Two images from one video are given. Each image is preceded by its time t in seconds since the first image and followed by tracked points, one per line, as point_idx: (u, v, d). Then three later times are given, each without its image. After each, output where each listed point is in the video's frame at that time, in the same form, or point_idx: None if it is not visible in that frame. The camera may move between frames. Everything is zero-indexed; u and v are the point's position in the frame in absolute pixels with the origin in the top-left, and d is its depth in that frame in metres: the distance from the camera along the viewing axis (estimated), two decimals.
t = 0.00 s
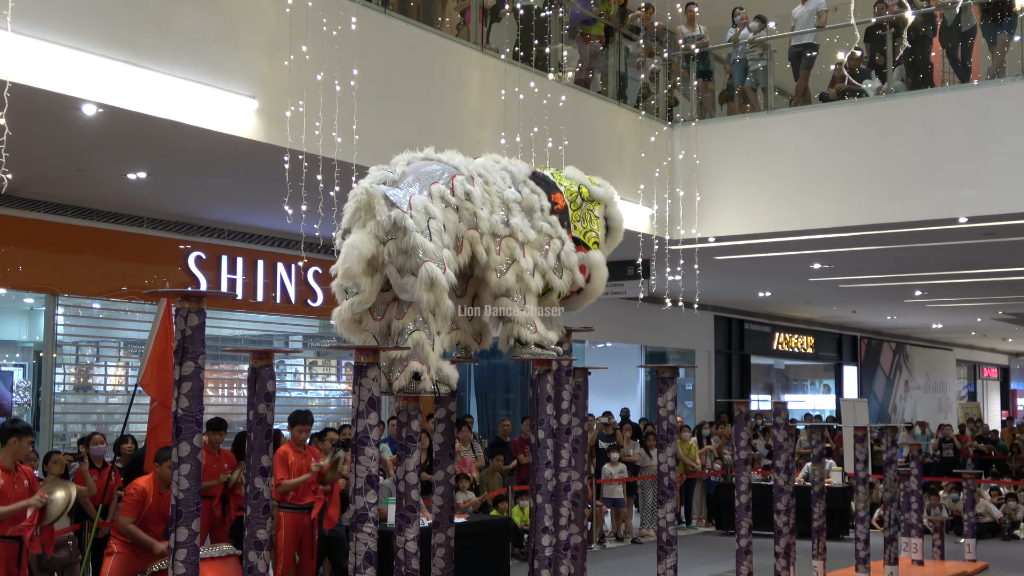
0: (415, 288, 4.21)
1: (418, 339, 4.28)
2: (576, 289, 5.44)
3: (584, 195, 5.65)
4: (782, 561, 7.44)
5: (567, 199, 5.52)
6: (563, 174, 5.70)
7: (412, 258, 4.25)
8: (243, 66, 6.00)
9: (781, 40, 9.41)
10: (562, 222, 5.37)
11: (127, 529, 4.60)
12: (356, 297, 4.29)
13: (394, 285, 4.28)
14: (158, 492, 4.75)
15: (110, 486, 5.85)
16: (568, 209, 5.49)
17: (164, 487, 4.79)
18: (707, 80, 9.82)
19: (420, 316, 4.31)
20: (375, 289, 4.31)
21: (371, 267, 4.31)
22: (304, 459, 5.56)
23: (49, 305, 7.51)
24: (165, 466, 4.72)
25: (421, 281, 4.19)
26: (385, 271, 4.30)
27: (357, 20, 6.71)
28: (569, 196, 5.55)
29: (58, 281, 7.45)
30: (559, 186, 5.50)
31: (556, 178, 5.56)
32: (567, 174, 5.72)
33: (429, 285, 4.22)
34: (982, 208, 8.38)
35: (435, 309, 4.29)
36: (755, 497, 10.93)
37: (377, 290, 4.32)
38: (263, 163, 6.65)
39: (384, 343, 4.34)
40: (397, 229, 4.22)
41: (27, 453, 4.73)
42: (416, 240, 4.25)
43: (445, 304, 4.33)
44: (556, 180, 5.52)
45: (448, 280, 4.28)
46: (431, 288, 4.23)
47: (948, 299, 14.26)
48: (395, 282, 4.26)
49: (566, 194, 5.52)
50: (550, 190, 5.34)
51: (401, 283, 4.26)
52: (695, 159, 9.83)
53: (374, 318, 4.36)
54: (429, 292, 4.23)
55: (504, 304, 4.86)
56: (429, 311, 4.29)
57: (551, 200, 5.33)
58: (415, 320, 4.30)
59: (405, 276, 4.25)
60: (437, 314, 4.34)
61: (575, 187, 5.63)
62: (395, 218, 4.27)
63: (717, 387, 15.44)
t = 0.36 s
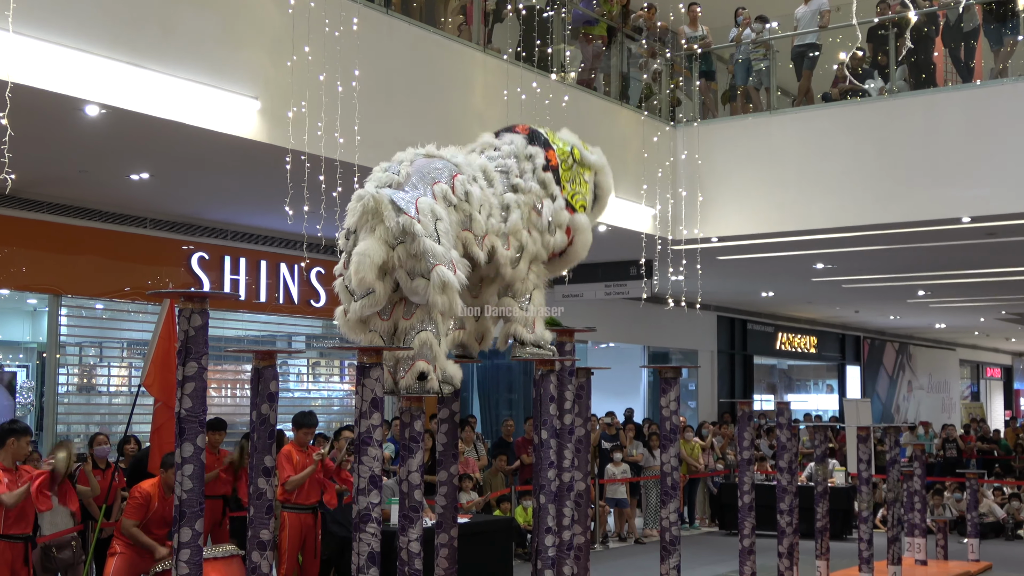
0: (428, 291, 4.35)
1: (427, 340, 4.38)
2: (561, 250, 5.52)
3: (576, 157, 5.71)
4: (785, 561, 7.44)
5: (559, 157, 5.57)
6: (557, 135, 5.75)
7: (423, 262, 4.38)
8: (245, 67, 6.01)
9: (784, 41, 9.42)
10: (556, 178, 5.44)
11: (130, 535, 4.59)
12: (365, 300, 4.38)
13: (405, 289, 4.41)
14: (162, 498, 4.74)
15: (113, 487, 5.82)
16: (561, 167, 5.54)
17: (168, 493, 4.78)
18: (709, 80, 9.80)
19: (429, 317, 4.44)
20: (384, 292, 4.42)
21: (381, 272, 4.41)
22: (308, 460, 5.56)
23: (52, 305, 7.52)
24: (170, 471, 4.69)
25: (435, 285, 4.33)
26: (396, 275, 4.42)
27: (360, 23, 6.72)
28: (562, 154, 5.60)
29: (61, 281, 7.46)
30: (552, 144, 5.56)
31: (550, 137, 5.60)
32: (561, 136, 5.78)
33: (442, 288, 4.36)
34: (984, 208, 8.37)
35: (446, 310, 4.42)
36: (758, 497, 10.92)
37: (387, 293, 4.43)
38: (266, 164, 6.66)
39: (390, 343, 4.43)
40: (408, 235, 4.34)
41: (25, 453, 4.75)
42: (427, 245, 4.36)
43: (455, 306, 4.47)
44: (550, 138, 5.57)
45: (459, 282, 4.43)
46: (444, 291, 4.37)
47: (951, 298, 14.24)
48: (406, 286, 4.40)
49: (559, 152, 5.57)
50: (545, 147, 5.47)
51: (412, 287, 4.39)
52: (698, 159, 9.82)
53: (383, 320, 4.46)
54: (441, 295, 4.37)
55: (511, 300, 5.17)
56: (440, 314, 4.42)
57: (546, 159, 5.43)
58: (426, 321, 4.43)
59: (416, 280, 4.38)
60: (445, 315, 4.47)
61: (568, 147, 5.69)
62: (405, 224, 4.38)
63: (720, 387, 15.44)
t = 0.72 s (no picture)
0: (427, 288, 4.33)
1: (428, 339, 4.36)
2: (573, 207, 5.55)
3: (558, 115, 5.53)
4: (789, 561, 7.42)
5: (542, 126, 5.42)
6: (532, 97, 5.53)
7: (423, 260, 4.36)
8: (250, 67, 6.02)
9: (788, 40, 9.42)
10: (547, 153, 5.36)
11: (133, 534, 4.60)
12: (367, 296, 4.43)
13: (407, 287, 4.41)
14: (166, 498, 4.76)
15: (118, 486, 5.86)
16: (546, 136, 5.41)
17: (171, 493, 4.80)
18: (713, 80, 9.80)
19: (432, 317, 4.41)
20: (387, 289, 4.45)
21: (383, 270, 4.43)
22: (313, 459, 5.55)
23: (57, 305, 7.52)
24: (173, 472, 4.70)
25: (433, 283, 4.31)
26: (398, 273, 4.42)
27: (363, 23, 6.72)
28: (543, 121, 5.44)
29: (66, 280, 7.47)
30: (530, 116, 5.41)
31: (526, 107, 5.43)
32: (536, 96, 5.56)
33: (440, 287, 4.33)
34: (988, 207, 8.36)
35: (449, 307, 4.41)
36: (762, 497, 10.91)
37: (390, 290, 4.46)
38: (270, 163, 6.66)
39: (393, 342, 4.46)
40: (407, 233, 4.33)
41: (29, 453, 4.79)
42: (426, 243, 4.34)
43: (456, 305, 4.43)
44: (526, 111, 5.41)
45: (458, 282, 4.39)
46: (442, 290, 4.35)
47: (956, 298, 14.22)
48: (407, 284, 4.39)
49: (540, 121, 5.42)
50: (523, 123, 5.35)
51: (413, 285, 4.38)
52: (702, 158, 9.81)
53: (387, 319, 4.49)
54: (440, 294, 4.35)
55: (515, 299, 5.06)
56: (441, 313, 4.39)
57: (528, 134, 5.33)
58: (427, 319, 4.41)
59: (417, 278, 4.37)
60: (448, 315, 4.45)
61: (547, 109, 5.50)
62: (407, 222, 4.36)
63: (724, 386, 15.43)
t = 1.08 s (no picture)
0: (437, 287, 4.33)
1: (434, 339, 4.38)
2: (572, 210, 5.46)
3: (560, 113, 5.49)
4: (793, 561, 7.42)
5: (543, 123, 5.39)
6: (535, 96, 5.52)
7: (433, 259, 4.37)
8: (253, 68, 6.02)
9: (791, 40, 9.41)
10: (547, 152, 5.28)
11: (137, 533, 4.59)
12: (375, 296, 4.39)
13: (415, 287, 4.40)
14: (167, 495, 4.76)
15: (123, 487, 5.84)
16: (548, 133, 5.38)
17: (173, 490, 4.81)
18: (717, 80, 9.80)
19: (438, 317, 4.43)
20: (394, 289, 4.41)
21: (392, 269, 4.41)
22: (316, 459, 5.56)
23: (61, 305, 7.54)
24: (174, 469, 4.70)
25: (443, 282, 4.31)
26: (406, 272, 4.41)
27: (367, 23, 6.72)
28: (545, 119, 5.41)
29: (70, 281, 7.48)
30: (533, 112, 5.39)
31: (528, 104, 5.42)
32: (539, 94, 5.54)
33: (450, 287, 4.34)
34: (992, 207, 8.35)
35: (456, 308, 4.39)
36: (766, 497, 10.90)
37: (397, 290, 4.42)
38: (273, 164, 6.66)
39: (398, 343, 4.42)
40: (418, 232, 4.34)
41: (34, 453, 4.81)
42: (437, 242, 4.35)
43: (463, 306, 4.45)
44: (528, 108, 5.39)
45: (468, 282, 4.40)
46: (452, 290, 4.35)
47: (960, 298, 14.20)
48: (415, 284, 4.38)
49: (542, 118, 5.40)
50: (526, 121, 5.29)
51: (422, 284, 4.38)
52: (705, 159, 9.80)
53: (392, 319, 4.45)
54: (450, 293, 4.34)
55: (512, 301, 4.98)
56: (447, 314, 4.41)
57: (529, 134, 5.25)
58: (433, 319, 4.43)
59: (426, 278, 4.37)
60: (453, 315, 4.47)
61: (549, 107, 5.47)
62: (417, 221, 4.38)
63: (727, 386, 15.43)
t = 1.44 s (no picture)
0: (438, 290, 4.34)
1: (437, 343, 4.43)
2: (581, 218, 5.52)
3: (577, 120, 5.55)
4: (801, 564, 7.40)
5: (561, 131, 5.44)
6: (553, 101, 5.56)
7: (435, 262, 4.36)
8: (260, 72, 6.03)
9: (798, 42, 9.39)
10: (563, 159, 5.36)
11: (140, 529, 4.60)
12: (377, 298, 4.41)
13: (417, 289, 4.40)
14: (167, 487, 4.78)
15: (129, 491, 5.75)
16: (565, 141, 5.44)
17: (173, 483, 4.83)
18: (724, 82, 9.78)
19: (440, 320, 4.48)
20: (397, 291, 4.42)
21: (395, 271, 4.42)
22: (324, 461, 5.56)
23: (69, 309, 7.55)
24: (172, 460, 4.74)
25: (444, 285, 4.32)
26: (409, 274, 4.41)
27: (374, 24, 6.73)
28: (563, 126, 5.46)
29: (77, 284, 7.49)
30: (551, 118, 5.43)
31: (546, 110, 5.46)
32: (556, 99, 5.58)
33: (452, 290, 4.35)
34: (1000, 209, 8.32)
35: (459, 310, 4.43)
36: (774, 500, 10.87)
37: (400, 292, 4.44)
38: (280, 168, 6.68)
39: (403, 346, 4.47)
40: (420, 234, 4.33)
41: (44, 456, 4.78)
42: (439, 244, 4.35)
43: (466, 309, 4.47)
44: (547, 115, 5.43)
45: (469, 284, 4.41)
46: (454, 293, 4.37)
47: (968, 301, 14.16)
48: (418, 286, 4.38)
49: (560, 125, 5.44)
50: (543, 128, 5.34)
51: (424, 286, 4.38)
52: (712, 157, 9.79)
53: (396, 323, 4.50)
54: (451, 295, 4.36)
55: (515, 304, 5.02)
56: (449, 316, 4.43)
57: (545, 141, 5.32)
58: (434, 322, 4.47)
59: (428, 280, 4.37)
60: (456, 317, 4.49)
61: (567, 113, 5.52)
62: (419, 223, 4.37)
63: (735, 389, 15.40)
